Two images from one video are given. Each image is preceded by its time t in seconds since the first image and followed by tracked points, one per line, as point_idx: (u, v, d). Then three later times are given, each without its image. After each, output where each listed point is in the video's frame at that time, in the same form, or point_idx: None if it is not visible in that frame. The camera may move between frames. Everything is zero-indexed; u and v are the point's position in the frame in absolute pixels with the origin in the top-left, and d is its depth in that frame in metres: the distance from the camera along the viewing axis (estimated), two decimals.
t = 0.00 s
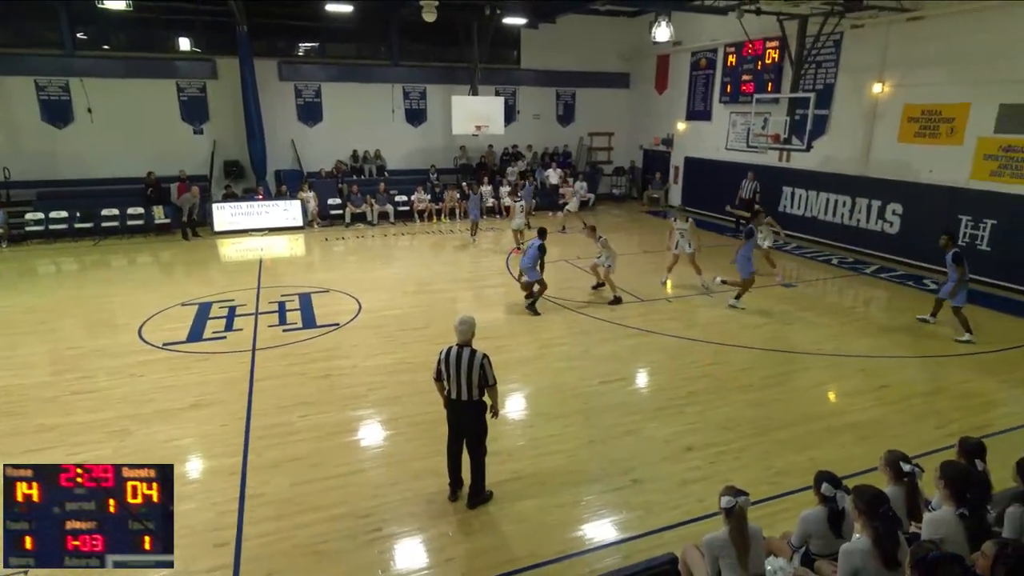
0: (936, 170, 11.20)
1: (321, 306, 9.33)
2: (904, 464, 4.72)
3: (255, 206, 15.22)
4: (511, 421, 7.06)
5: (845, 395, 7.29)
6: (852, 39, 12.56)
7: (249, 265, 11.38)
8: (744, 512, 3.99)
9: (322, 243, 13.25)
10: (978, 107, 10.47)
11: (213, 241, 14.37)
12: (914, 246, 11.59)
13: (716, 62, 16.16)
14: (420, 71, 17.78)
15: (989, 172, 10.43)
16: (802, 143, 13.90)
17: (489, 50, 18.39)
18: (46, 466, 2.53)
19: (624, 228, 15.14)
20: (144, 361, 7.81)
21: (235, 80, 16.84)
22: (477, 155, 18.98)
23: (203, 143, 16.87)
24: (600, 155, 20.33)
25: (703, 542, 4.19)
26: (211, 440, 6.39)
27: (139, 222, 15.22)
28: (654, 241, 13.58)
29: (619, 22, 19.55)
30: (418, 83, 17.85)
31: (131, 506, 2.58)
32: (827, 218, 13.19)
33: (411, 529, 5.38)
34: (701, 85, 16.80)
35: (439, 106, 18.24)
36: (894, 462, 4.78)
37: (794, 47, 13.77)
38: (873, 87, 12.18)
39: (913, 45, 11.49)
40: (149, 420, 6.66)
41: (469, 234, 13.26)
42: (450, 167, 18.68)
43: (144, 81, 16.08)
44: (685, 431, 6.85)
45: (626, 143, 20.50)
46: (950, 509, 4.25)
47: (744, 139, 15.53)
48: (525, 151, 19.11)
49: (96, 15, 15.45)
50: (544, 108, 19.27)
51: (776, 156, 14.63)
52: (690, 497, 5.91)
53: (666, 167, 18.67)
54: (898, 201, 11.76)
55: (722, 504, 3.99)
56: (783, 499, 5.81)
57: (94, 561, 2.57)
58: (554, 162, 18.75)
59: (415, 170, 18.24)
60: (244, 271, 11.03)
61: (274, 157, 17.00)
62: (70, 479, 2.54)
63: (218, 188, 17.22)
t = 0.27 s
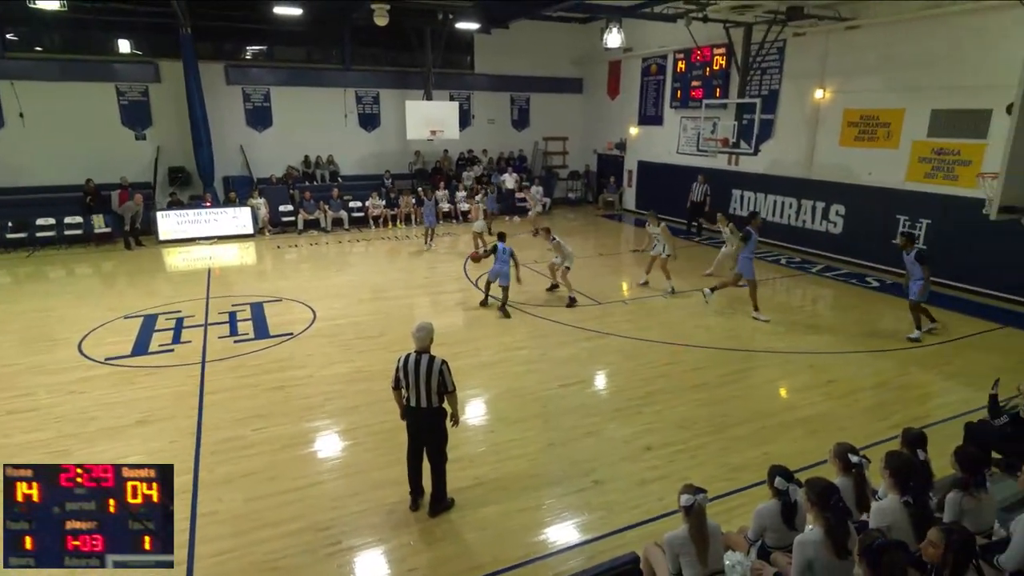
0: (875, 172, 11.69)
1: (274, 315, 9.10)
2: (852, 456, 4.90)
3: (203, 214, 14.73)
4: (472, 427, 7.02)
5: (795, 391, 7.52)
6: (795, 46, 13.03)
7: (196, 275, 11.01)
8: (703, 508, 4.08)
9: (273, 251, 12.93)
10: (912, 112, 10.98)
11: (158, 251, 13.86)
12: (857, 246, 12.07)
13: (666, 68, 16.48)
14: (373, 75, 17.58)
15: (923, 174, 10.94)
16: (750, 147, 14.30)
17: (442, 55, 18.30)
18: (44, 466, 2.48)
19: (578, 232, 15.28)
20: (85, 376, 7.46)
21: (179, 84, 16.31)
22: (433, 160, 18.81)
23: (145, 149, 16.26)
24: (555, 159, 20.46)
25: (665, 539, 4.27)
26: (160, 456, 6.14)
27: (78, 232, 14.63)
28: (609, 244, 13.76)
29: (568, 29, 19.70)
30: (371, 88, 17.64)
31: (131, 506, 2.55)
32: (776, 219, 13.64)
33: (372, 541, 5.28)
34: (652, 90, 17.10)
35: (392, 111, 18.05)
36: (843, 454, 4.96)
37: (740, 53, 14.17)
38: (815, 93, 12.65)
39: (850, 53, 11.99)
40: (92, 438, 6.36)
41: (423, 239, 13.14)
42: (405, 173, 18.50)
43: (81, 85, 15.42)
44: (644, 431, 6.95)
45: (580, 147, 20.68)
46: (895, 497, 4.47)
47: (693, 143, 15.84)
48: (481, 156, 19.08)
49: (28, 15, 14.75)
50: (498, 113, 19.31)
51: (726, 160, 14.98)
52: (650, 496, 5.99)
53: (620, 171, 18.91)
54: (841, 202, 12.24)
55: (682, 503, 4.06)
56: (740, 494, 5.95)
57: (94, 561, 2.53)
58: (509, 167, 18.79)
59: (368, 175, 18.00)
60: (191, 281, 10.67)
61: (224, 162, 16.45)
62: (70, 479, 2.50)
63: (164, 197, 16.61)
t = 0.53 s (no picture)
0: (846, 172, 11.82)
1: (240, 322, 8.81)
2: (827, 455, 4.87)
3: (164, 218, 14.28)
4: (446, 435, 6.85)
5: (770, 391, 7.51)
6: (767, 46, 13.16)
7: (157, 282, 10.63)
8: (682, 512, 3.97)
9: (238, 256, 12.59)
10: (882, 112, 11.15)
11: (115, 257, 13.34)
12: (829, 246, 12.22)
13: (639, 68, 16.49)
14: (341, 75, 17.30)
15: (893, 174, 11.10)
16: (723, 148, 14.35)
17: (412, 54, 18.07)
18: (44, 466, 2.52)
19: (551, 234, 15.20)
20: (39, 389, 7.10)
21: (137, 83, 15.83)
22: (404, 161, 18.55)
23: (102, 150, 15.73)
24: (529, 160, 20.34)
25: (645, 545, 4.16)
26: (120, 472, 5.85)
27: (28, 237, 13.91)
28: (582, 246, 13.69)
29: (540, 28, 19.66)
30: (339, 87, 17.35)
31: (131, 506, 2.59)
32: (749, 219, 13.71)
33: (345, 554, 5.09)
34: (626, 90, 17.09)
35: (361, 111, 17.78)
36: (819, 454, 4.94)
37: (713, 54, 14.24)
38: (787, 93, 12.78)
39: (820, 54, 12.15)
40: (46, 453, 6.03)
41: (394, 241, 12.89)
42: (375, 174, 18.22)
43: (34, 84, 14.86)
44: (622, 434, 6.86)
45: (554, 147, 20.60)
46: (871, 496, 4.50)
47: (667, 144, 15.86)
48: (453, 157, 18.90)
49: None
50: (470, 113, 19.16)
51: (700, 160, 15.02)
52: (629, 500, 5.90)
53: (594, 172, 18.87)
54: (813, 202, 12.41)
55: (661, 507, 3.95)
56: (720, 497, 5.89)
57: (94, 561, 2.57)
58: (482, 168, 18.64)
59: (338, 177, 17.71)
60: (152, 288, 10.29)
61: (182, 165, 16.11)
62: (69, 479, 2.54)
63: (121, 200, 16.12)
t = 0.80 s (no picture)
0: (831, 170, 11.79)
1: (207, 330, 8.45)
2: (816, 459, 4.75)
3: (124, 220, 13.73)
4: (425, 444, 6.59)
5: (757, 394, 7.35)
6: (750, 42, 13.08)
7: (119, 288, 10.21)
8: (670, 519, 3.77)
9: (205, 260, 12.19)
10: (866, 109, 11.14)
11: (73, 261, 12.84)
12: (813, 246, 12.17)
13: (621, 64, 16.34)
14: (312, 70, 16.94)
15: (878, 172, 11.09)
16: (707, 146, 14.20)
17: (386, 50, 17.76)
18: (44, 466, 2.51)
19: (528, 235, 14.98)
20: None
21: (95, 78, 15.33)
22: (379, 160, 18.30)
23: (59, 149, 15.20)
24: (508, 159, 20.10)
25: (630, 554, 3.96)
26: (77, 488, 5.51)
27: None
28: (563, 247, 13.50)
29: (519, 24, 19.46)
30: (310, 84, 17.00)
31: (131, 506, 2.56)
32: (734, 219, 13.60)
33: (318, 570, 4.81)
34: (607, 87, 16.94)
35: (332, 108, 17.44)
36: (807, 457, 4.81)
37: (695, 50, 14.14)
38: (771, 90, 12.73)
39: (804, 49, 12.11)
40: None
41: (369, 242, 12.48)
42: (348, 174, 17.87)
43: None
44: (607, 440, 6.65)
45: (533, 146, 20.41)
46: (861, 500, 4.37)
47: (650, 142, 15.75)
48: (430, 155, 18.63)
49: None
50: (447, 110, 18.90)
51: (683, 159, 14.89)
52: (616, 508, 5.69)
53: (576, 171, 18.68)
54: (799, 201, 12.29)
55: (648, 515, 3.75)
56: (709, 504, 5.70)
57: (95, 561, 2.55)
58: (459, 167, 18.37)
59: (310, 177, 17.36)
60: (114, 294, 9.88)
61: (145, 164, 15.62)
62: (69, 479, 2.53)
63: (79, 201, 15.59)
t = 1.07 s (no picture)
0: (821, 169, 11.76)
1: (183, 335, 8.20)
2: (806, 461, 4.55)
3: (95, 222, 13.37)
4: (409, 451, 6.39)
5: (748, 396, 7.23)
6: (739, 39, 13.01)
7: (91, 292, 9.91)
8: (660, 526, 3.64)
9: (180, 262, 11.91)
10: (856, 107, 11.12)
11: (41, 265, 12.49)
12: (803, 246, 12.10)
13: (607, 60, 16.24)
14: (290, 67, 16.67)
15: (867, 171, 11.07)
16: (696, 144, 14.11)
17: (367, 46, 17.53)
18: (45, 467, 2.63)
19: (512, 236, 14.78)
20: None
21: (63, 74, 14.97)
22: (360, 158, 17.89)
23: (27, 148, 14.83)
24: (493, 158, 19.94)
25: (619, 562, 3.83)
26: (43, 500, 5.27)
27: None
28: (550, 248, 13.35)
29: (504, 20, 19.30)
30: (289, 80, 16.74)
31: (131, 506, 2.69)
32: (725, 218, 13.48)
33: None
34: (594, 84, 16.82)
35: (312, 105, 17.17)
36: (797, 459, 4.62)
37: (683, 46, 14.05)
38: (760, 88, 12.67)
39: (793, 46, 12.06)
40: None
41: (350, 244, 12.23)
42: (329, 173, 17.61)
43: None
44: (596, 446, 6.49)
45: (518, 145, 20.25)
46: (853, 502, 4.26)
47: (639, 140, 15.64)
48: (412, 155, 18.43)
49: None
50: (430, 109, 18.69)
51: (672, 158, 14.81)
52: (606, 515, 5.53)
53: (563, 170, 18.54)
54: (788, 201, 12.22)
55: (637, 521, 3.63)
56: (702, 510, 5.54)
57: (94, 560, 2.68)
58: (443, 167, 18.15)
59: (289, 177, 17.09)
60: (85, 299, 9.58)
61: (116, 163, 15.30)
62: (69, 479, 2.64)
63: (47, 203, 15.21)
